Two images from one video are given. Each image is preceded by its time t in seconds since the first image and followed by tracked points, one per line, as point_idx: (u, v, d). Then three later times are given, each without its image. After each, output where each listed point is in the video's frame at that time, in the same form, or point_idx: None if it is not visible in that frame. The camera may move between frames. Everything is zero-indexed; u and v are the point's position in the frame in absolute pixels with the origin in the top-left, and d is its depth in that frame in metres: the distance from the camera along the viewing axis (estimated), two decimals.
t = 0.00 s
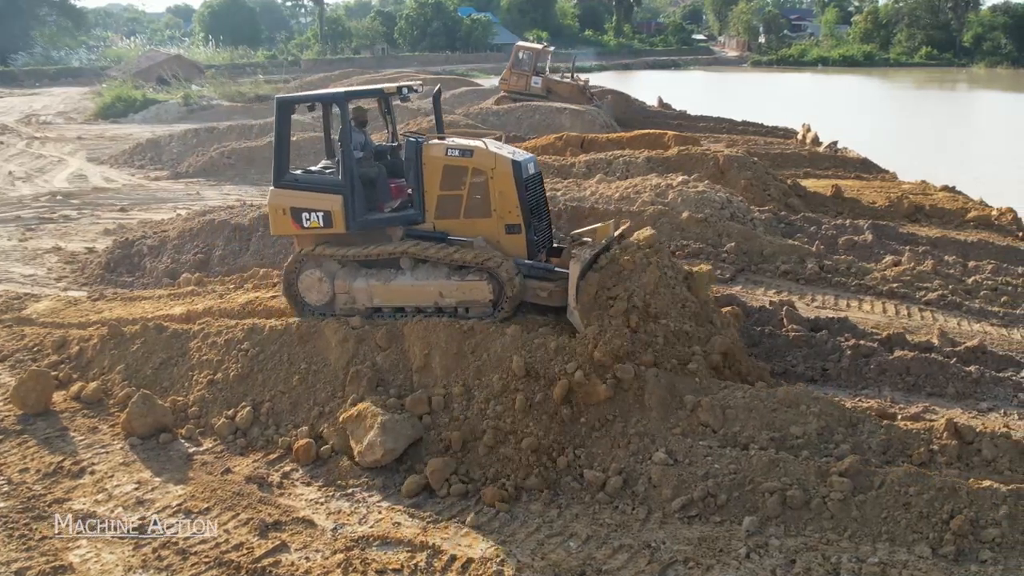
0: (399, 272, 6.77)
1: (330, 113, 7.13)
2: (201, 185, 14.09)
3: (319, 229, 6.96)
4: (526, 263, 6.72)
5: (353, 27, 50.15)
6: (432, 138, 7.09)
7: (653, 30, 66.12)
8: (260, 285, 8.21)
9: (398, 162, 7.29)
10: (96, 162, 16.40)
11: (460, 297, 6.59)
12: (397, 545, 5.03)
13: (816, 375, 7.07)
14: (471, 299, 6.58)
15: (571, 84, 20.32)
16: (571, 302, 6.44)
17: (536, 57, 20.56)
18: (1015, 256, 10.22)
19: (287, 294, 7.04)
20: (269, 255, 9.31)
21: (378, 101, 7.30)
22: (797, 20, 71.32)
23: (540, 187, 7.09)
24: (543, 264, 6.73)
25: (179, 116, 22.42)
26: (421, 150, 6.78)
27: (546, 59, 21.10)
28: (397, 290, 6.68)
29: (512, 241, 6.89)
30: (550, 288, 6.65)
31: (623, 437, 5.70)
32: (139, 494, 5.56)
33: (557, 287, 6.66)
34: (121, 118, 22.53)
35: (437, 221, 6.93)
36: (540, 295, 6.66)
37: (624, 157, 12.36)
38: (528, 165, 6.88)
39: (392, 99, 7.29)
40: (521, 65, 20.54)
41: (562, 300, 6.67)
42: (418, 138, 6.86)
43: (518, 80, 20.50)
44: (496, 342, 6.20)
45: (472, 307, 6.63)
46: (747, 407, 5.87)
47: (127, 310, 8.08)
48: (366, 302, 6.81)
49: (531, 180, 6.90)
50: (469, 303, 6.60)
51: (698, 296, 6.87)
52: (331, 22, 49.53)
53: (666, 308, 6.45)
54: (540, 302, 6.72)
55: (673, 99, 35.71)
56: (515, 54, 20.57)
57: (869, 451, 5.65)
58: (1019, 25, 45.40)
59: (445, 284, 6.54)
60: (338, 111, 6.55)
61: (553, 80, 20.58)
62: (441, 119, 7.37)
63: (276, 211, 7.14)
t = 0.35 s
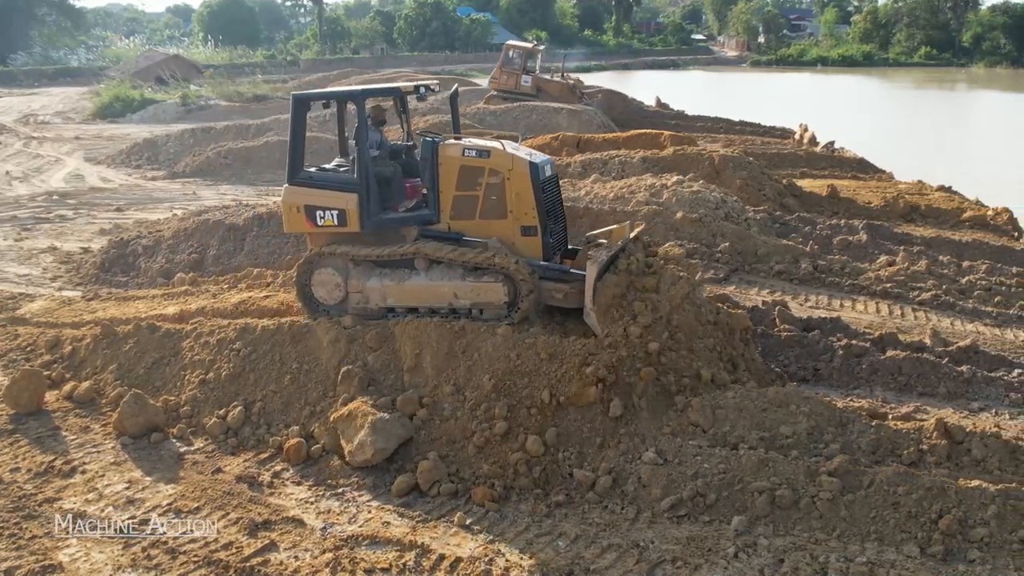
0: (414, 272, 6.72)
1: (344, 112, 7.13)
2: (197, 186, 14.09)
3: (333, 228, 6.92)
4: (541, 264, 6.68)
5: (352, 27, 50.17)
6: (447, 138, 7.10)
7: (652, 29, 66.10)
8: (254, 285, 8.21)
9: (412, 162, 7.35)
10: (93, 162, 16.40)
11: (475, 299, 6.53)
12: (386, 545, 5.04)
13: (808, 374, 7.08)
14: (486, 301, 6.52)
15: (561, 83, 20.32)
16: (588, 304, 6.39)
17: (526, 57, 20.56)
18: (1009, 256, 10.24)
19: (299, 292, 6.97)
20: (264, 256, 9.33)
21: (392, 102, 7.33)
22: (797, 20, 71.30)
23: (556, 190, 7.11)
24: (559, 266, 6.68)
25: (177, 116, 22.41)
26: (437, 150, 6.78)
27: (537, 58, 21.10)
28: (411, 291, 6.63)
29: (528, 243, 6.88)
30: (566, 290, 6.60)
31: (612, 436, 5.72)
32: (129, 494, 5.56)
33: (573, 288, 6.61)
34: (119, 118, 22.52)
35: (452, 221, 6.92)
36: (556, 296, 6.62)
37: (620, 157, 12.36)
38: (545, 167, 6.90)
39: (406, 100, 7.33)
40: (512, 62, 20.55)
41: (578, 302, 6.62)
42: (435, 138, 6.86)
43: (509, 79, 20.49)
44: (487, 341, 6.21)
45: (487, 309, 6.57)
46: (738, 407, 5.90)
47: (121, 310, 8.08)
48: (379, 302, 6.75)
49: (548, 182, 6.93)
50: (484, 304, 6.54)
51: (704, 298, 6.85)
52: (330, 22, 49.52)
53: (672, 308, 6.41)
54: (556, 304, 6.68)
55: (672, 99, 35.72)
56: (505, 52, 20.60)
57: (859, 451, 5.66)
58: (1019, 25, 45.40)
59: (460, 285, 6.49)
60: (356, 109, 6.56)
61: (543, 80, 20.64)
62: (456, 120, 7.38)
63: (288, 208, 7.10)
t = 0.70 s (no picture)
0: (427, 272, 6.72)
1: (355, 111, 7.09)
2: (194, 186, 14.10)
3: (346, 228, 6.87)
4: (556, 264, 6.69)
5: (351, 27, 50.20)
6: (460, 138, 7.10)
7: (652, 29, 66.14)
8: (247, 285, 8.22)
9: (425, 162, 7.29)
10: (90, 162, 16.42)
11: (489, 299, 6.53)
12: (374, 544, 5.04)
13: (800, 374, 7.09)
14: (500, 302, 6.52)
15: (551, 83, 20.33)
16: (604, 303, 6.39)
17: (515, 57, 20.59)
18: (1004, 256, 10.24)
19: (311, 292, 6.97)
20: (258, 256, 9.34)
21: (404, 101, 7.27)
22: (796, 20, 71.32)
23: (569, 190, 7.11)
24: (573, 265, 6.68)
25: (174, 116, 22.42)
26: (451, 150, 6.78)
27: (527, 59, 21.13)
28: (424, 291, 6.63)
29: (541, 243, 6.88)
30: (580, 290, 6.62)
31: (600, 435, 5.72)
32: (119, 494, 5.57)
33: (587, 289, 6.61)
34: (117, 118, 22.54)
35: (465, 221, 6.94)
36: (569, 297, 6.66)
37: (615, 157, 12.37)
38: (559, 167, 6.89)
39: (418, 99, 7.30)
40: (501, 63, 20.60)
41: (594, 302, 6.62)
42: (448, 138, 6.86)
43: (498, 78, 20.54)
44: (478, 341, 6.21)
45: (500, 309, 6.57)
46: (728, 407, 5.91)
47: (114, 310, 8.08)
48: (392, 303, 6.76)
49: (562, 182, 6.92)
50: (497, 305, 6.54)
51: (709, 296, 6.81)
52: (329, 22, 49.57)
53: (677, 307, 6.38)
54: (571, 304, 6.70)
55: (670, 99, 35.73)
56: (495, 52, 20.59)
57: (848, 451, 5.66)
58: (1018, 25, 45.42)
59: (474, 285, 6.49)
60: (368, 108, 6.50)
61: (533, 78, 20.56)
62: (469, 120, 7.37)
63: (300, 208, 7.05)
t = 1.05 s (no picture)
0: (441, 273, 6.60)
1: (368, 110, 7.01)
2: (190, 186, 14.11)
3: (359, 227, 6.78)
4: (570, 264, 6.57)
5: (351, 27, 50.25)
6: (475, 138, 6.99)
7: (651, 29, 66.18)
8: (240, 285, 8.22)
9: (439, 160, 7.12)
10: (87, 161, 16.44)
11: (503, 300, 6.41)
12: (363, 543, 5.05)
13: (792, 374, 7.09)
14: (514, 303, 6.40)
15: (539, 81, 20.29)
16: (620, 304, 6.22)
17: (504, 57, 20.57)
18: (998, 256, 10.25)
19: (323, 292, 6.84)
20: (252, 257, 9.36)
21: (419, 99, 7.18)
22: (796, 20, 71.39)
23: (585, 192, 6.99)
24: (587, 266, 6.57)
25: (172, 116, 22.44)
26: (466, 150, 6.69)
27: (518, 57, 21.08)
28: (437, 291, 6.51)
29: (556, 244, 6.76)
30: (596, 291, 6.51)
31: (589, 433, 5.72)
32: (110, 493, 5.58)
33: (602, 290, 6.50)
34: (114, 117, 22.55)
35: (479, 221, 6.81)
36: (585, 297, 6.52)
37: (611, 157, 12.38)
38: (576, 168, 6.77)
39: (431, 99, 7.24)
40: (490, 62, 20.71)
41: (610, 303, 6.50)
42: (463, 138, 6.76)
43: (487, 77, 20.69)
44: (468, 341, 6.22)
45: (514, 310, 6.44)
46: (717, 407, 5.92)
47: (108, 310, 8.08)
48: (405, 303, 6.64)
49: (578, 184, 6.80)
50: (512, 306, 6.42)
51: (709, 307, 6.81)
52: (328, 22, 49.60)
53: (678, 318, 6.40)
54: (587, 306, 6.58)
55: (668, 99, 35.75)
56: (484, 52, 20.60)
57: (837, 450, 5.67)
58: (1017, 25, 45.49)
59: (488, 286, 6.37)
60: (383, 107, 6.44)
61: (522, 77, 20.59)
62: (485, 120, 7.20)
63: (313, 207, 6.97)
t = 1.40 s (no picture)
0: (451, 274, 6.54)
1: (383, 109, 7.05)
2: (186, 186, 14.12)
3: (370, 226, 6.79)
4: (581, 266, 6.44)
5: (350, 27, 50.25)
6: (490, 138, 6.95)
7: (651, 29, 66.20)
8: (233, 285, 8.22)
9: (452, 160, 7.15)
10: (83, 161, 16.45)
11: (513, 303, 6.35)
12: (351, 542, 5.06)
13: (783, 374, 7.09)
14: (524, 306, 6.33)
15: (526, 78, 20.26)
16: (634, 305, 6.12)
17: (490, 56, 20.78)
18: (992, 256, 10.26)
19: (332, 290, 6.78)
20: (246, 256, 9.36)
21: (433, 98, 7.21)
22: (795, 20, 71.46)
23: (600, 196, 6.90)
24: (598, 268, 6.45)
25: (170, 116, 22.44)
26: (480, 151, 6.64)
27: (507, 55, 21.19)
28: (448, 292, 6.46)
29: (568, 248, 6.68)
30: (608, 292, 6.37)
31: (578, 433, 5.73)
32: (99, 492, 5.59)
33: (614, 291, 6.36)
34: (112, 118, 22.57)
35: (492, 223, 6.76)
36: (597, 298, 6.37)
37: (606, 157, 12.39)
38: (590, 171, 6.68)
39: (445, 98, 7.26)
40: (477, 63, 20.89)
41: (622, 304, 6.37)
42: (478, 138, 6.73)
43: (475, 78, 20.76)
44: (459, 341, 6.22)
45: (525, 313, 6.38)
46: (706, 407, 5.92)
47: (100, 310, 8.08)
48: (415, 303, 6.58)
49: (592, 188, 6.71)
50: (522, 309, 6.35)
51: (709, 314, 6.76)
52: (327, 22, 49.61)
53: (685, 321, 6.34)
54: (598, 307, 6.44)
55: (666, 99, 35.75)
56: (471, 52, 20.95)
57: (826, 450, 5.67)
58: (1017, 25, 45.58)
59: (499, 288, 6.31)
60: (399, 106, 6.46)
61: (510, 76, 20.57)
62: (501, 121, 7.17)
63: (325, 204, 6.98)
